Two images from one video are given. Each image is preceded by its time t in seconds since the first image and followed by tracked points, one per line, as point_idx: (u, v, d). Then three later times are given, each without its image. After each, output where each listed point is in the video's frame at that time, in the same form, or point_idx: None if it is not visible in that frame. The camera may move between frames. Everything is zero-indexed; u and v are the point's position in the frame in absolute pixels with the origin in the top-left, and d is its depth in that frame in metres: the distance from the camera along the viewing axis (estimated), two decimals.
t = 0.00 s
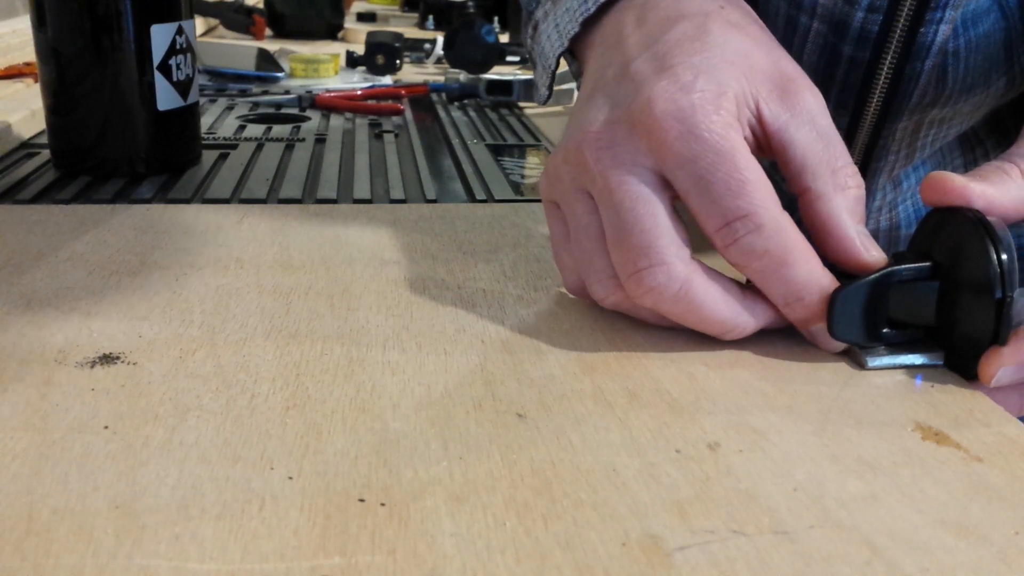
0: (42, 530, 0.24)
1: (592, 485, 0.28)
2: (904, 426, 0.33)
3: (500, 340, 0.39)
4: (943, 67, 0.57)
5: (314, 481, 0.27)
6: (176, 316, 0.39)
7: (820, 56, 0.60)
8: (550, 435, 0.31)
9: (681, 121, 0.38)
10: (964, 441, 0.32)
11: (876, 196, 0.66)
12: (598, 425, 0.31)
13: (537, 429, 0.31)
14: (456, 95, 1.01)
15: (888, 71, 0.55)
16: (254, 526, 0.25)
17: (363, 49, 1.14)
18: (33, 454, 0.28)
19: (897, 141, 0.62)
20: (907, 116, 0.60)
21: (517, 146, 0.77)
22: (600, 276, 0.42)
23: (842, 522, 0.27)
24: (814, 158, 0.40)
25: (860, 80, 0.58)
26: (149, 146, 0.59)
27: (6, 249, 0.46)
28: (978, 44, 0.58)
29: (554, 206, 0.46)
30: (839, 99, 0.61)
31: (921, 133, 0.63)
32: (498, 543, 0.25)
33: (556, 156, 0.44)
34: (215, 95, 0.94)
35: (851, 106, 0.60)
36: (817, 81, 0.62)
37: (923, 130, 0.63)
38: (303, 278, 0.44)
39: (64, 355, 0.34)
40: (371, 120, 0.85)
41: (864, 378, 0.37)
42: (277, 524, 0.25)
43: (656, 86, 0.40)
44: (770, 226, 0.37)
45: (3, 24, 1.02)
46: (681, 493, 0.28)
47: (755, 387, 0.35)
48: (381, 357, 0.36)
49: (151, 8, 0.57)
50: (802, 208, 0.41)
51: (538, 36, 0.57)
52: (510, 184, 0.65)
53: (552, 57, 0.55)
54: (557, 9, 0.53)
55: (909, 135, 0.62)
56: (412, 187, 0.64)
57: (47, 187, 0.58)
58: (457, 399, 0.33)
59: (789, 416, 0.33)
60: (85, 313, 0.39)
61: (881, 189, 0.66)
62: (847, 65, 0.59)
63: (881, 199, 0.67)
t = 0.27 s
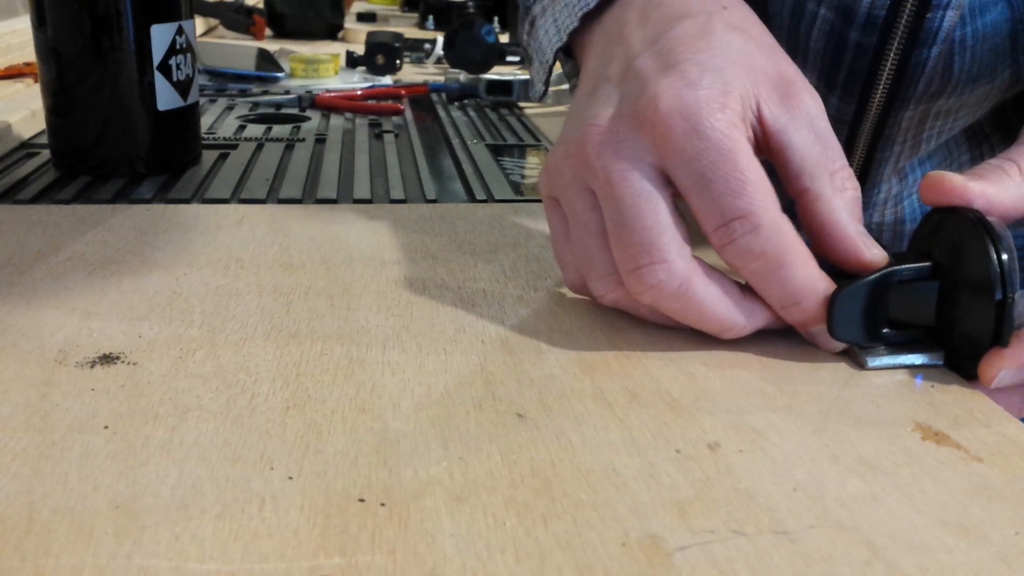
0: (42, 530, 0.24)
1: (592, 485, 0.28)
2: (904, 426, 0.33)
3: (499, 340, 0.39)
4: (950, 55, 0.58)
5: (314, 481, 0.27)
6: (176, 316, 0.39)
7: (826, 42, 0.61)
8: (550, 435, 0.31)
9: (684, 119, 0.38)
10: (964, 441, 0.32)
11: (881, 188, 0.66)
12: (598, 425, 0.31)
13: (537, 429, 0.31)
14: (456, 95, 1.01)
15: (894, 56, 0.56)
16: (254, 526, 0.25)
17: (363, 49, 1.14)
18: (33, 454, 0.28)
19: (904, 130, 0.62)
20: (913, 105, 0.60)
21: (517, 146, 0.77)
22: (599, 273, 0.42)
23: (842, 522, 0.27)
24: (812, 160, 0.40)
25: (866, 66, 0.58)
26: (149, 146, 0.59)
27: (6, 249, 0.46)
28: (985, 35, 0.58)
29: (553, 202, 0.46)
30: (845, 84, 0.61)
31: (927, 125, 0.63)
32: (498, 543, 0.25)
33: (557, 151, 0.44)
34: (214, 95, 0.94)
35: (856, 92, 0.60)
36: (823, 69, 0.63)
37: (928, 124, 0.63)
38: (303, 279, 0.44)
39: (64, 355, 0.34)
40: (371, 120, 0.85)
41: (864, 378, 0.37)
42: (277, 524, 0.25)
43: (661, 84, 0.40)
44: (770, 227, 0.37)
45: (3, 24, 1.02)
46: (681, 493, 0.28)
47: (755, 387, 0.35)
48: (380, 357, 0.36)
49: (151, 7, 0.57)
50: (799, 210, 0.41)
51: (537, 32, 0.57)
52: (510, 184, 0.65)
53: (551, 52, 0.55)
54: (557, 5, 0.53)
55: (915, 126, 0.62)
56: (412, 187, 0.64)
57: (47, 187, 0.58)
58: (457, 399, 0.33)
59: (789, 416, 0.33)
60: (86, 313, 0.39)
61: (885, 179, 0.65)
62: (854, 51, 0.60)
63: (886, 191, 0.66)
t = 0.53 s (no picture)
0: (42, 530, 0.24)
1: (592, 485, 0.28)
2: (904, 426, 0.33)
3: (500, 339, 0.39)
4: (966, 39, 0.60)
5: (314, 481, 0.27)
6: (176, 316, 0.39)
7: (842, 32, 0.66)
8: (550, 435, 0.31)
9: (660, 64, 0.41)
10: (964, 441, 0.32)
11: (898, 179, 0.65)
12: (598, 425, 0.31)
13: (537, 429, 0.31)
14: (456, 95, 1.01)
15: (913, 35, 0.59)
16: (254, 526, 0.25)
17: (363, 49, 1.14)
18: (33, 454, 0.28)
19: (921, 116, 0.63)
20: (925, 92, 0.63)
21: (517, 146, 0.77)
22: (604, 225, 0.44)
23: (842, 522, 0.27)
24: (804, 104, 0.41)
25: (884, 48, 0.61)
26: (149, 146, 0.59)
27: (6, 249, 0.46)
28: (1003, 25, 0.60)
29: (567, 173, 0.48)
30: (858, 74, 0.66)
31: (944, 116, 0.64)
32: (498, 543, 0.25)
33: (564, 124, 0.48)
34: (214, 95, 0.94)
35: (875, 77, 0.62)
36: (837, 59, 0.67)
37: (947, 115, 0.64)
38: (303, 278, 0.44)
39: (64, 355, 0.34)
40: (371, 120, 0.85)
41: (864, 377, 0.37)
42: (277, 524, 0.25)
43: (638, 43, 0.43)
44: (749, 150, 0.38)
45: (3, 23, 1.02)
46: (681, 493, 0.28)
47: (755, 386, 0.35)
48: (380, 357, 0.36)
49: (151, 7, 0.56)
50: (795, 150, 0.41)
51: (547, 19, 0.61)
52: (510, 184, 0.65)
53: (558, 35, 0.58)
54: None
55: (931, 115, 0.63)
56: (412, 187, 0.64)
57: (47, 187, 0.58)
58: (457, 400, 0.33)
59: (788, 416, 0.33)
60: (86, 313, 0.39)
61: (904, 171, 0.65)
62: (869, 40, 0.64)
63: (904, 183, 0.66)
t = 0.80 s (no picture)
0: (42, 530, 0.24)
1: (593, 485, 0.28)
2: (904, 426, 0.33)
3: (500, 339, 0.39)
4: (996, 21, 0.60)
5: (314, 481, 0.27)
6: (175, 316, 0.39)
7: (864, 26, 0.65)
8: (550, 435, 0.31)
9: (641, 17, 0.45)
10: (965, 442, 0.32)
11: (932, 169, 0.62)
12: (599, 425, 0.31)
13: (537, 429, 0.31)
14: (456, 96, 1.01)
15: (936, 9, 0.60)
16: (254, 526, 0.25)
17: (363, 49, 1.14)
18: (33, 454, 0.28)
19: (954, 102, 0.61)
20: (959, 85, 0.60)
21: (517, 146, 0.77)
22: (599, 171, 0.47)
23: (843, 522, 0.27)
24: (787, 63, 0.43)
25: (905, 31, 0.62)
26: (149, 147, 0.60)
27: (6, 249, 0.46)
28: None
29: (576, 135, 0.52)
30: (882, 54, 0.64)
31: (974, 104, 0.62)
32: (498, 543, 0.25)
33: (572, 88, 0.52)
34: (214, 95, 0.94)
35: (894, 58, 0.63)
36: (859, 53, 0.66)
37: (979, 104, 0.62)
38: (302, 278, 0.44)
39: (64, 355, 0.34)
40: (371, 120, 0.85)
41: (863, 377, 0.37)
42: (277, 524, 0.25)
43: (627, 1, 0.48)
44: (714, 84, 0.40)
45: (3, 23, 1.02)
46: (681, 493, 0.28)
47: (755, 386, 0.35)
48: (379, 357, 0.36)
49: (151, 7, 0.56)
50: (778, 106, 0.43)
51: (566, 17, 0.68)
52: (510, 184, 0.65)
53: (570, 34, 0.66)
54: None
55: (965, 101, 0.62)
56: (412, 186, 0.64)
57: (47, 187, 0.58)
58: (457, 400, 0.33)
59: (788, 416, 0.33)
60: (86, 313, 0.39)
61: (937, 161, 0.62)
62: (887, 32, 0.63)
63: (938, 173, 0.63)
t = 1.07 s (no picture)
0: (42, 530, 0.24)
1: (593, 485, 0.28)
2: (904, 426, 0.33)
3: (501, 339, 0.39)
4: None
5: (314, 481, 0.27)
6: (176, 316, 0.39)
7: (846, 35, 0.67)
8: (550, 435, 0.31)
9: None
10: (965, 442, 0.32)
11: (934, 140, 0.62)
12: (599, 425, 0.31)
13: (537, 429, 0.31)
14: (456, 96, 1.01)
15: None
16: (254, 526, 0.25)
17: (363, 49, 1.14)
18: (33, 454, 0.28)
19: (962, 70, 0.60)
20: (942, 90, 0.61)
21: (517, 146, 0.77)
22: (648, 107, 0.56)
23: (842, 522, 0.27)
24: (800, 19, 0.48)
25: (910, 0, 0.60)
26: (148, 147, 0.59)
27: (6, 249, 0.46)
28: None
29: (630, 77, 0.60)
30: (894, 24, 0.62)
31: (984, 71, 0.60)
32: (498, 543, 0.25)
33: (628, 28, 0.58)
34: (214, 95, 0.94)
35: (905, 28, 0.61)
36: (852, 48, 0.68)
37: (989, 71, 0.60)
38: (303, 278, 0.44)
39: (64, 355, 0.34)
40: (371, 120, 0.85)
41: (864, 377, 0.37)
42: (277, 524, 0.25)
43: None
44: (700, 29, 0.47)
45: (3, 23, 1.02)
46: (681, 493, 0.28)
47: (756, 386, 0.35)
48: (380, 357, 0.36)
49: (151, 7, 0.56)
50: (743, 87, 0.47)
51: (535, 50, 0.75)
52: (510, 184, 0.65)
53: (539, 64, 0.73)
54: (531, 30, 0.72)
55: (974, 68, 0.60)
56: (412, 186, 0.64)
57: (47, 187, 0.58)
58: (457, 400, 0.33)
59: (788, 415, 0.33)
60: (86, 313, 0.39)
61: (941, 132, 0.62)
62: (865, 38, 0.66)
63: (942, 145, 0.62)
